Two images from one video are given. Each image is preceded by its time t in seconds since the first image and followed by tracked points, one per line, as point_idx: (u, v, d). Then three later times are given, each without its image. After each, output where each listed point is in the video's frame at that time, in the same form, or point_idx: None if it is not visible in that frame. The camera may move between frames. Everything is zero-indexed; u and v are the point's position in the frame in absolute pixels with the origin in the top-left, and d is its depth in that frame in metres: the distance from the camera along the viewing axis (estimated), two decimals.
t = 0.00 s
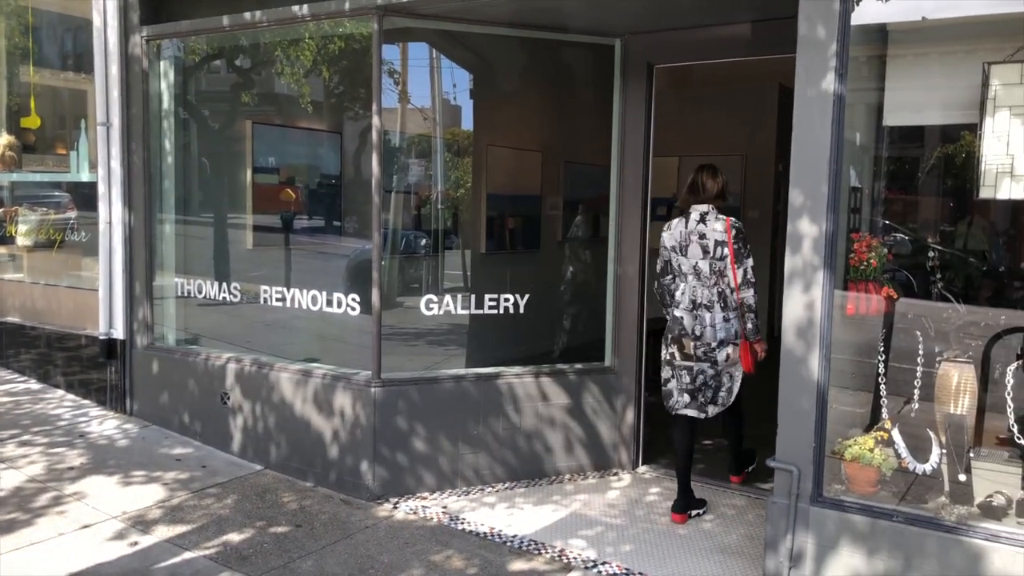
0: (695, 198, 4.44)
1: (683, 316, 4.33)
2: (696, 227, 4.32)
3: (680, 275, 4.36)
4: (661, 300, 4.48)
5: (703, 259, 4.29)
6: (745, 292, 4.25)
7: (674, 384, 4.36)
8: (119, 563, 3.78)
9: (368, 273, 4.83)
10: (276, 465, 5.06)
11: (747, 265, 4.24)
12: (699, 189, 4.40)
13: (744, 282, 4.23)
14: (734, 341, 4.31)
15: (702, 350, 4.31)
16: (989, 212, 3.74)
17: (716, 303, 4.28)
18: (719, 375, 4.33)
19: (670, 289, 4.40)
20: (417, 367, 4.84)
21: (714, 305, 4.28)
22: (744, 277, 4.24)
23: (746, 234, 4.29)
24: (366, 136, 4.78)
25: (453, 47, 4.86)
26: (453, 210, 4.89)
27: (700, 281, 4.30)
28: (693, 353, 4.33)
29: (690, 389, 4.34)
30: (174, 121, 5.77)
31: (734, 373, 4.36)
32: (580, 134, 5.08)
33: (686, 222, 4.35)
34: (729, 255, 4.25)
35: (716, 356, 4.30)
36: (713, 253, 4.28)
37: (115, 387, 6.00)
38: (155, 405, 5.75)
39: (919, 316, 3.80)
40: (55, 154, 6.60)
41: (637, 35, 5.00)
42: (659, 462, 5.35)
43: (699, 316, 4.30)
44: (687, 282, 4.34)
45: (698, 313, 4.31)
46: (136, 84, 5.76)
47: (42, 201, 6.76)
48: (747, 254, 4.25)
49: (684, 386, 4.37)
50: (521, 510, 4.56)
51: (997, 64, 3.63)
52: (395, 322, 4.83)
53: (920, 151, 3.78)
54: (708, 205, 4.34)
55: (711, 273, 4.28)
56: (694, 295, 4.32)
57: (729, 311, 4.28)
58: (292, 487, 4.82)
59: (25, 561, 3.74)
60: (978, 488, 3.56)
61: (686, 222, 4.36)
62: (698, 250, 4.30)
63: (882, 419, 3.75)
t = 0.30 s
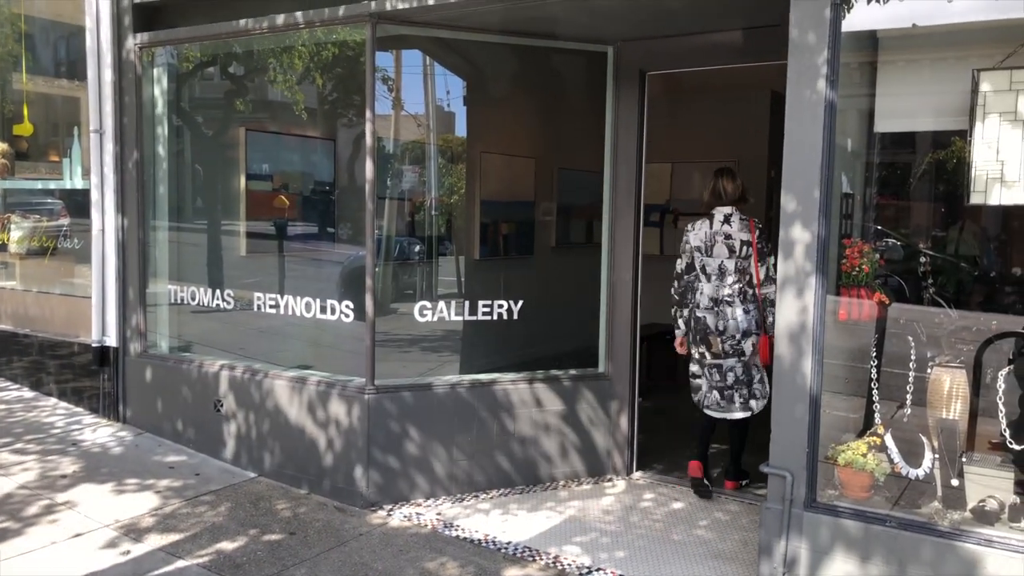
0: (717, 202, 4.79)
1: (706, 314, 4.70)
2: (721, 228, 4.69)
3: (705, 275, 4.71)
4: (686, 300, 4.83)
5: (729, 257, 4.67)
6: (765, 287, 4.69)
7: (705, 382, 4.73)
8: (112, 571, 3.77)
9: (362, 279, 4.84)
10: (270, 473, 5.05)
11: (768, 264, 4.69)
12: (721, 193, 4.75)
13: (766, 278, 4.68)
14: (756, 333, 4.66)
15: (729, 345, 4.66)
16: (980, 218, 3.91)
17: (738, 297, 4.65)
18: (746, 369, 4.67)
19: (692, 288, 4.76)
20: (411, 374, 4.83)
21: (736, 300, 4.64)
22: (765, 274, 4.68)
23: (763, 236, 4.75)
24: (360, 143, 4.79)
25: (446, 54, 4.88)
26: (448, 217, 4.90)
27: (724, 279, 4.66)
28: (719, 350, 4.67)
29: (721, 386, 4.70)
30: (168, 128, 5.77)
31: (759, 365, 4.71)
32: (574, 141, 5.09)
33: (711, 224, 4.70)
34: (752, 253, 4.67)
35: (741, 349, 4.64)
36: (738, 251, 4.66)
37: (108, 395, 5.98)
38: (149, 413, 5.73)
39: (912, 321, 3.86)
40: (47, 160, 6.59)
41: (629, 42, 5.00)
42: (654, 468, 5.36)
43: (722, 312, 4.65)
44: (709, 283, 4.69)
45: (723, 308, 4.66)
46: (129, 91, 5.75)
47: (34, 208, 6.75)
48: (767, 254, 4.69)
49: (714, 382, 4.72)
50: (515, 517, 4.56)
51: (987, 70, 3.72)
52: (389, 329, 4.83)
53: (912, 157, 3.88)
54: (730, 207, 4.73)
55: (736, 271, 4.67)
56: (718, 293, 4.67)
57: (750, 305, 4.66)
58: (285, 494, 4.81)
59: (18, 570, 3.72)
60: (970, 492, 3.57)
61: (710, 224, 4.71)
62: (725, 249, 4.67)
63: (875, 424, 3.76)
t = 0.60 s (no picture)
0: (725, 205, 4.91)
1: (711, 310, 4.85)
2: (730, 230, 4.83)
3: (713, 274, 4.84)
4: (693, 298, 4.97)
5: (738, 258, 4.82)
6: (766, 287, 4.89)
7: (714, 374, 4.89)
8: None
9: (357, 285, 4.83)
10: (265, 478, 5.03)
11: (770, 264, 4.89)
12: (729, 196, 4.86)
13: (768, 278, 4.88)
14: (758, 330, 4.83)
15: (732, 340, 4.81)
16: (974, 223, 3.72)
17: (741, 296, 4.82)
18: (750, 363, 4.80)
19: (700, 286, 4.87)
20: (405, 380, 4.83)
21: (739, 298, 4.81)
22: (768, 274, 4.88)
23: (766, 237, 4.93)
24: (355, 148, 4.79)
25: (441, 59, 4.88)
26: (443, 222, 4.89)
27: (732, 277, 4.81)
28: (723, 344, 4.83)
29: (727, 378, 4.85)
30: (162, 133, 5.77)
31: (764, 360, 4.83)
32: (569, 146, 5.09)
33: (720, 226, 4.84)
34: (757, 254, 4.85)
35: (745, 343, 4.79)
36: (746, 252, 4.81)
37: (102, 401, 5.96)
38: (143, 418, 5.71)
39: (905, 326, 3.83)
40: (41, 166, 6.58)
41: (623, 49, 5.02)
42: (649, 472, 5.36)
43: (726, 308, 4.82)
44: (716, 280, 4.83)
45: (727, 305, 4.83)
46: (123, 97, 5.74)
47: (28, 213, 6.74)
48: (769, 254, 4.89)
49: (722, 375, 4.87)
50: (510, 522, 4.55)
51: (978, 75, 3.63)
52: (384, 334, 4.83)
53: (906, 161, 3.77)
54: (737, 210, 4.86)
55: (744, 271, 4.82)
56: (723, 291, 4.83)
57: (753, 303, 4.83)
58: (280, 500, 4.80)
59: None
60: (964, 496, 3.59)
61: (719, 226, 4.85)
62: (734, 250, 4.82)
63: (869, 428, 3.78)
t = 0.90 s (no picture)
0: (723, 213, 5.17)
1: (717, 313, 5.07)
2: (729, 239, 5.08)
3: (716, 280, 5.09)
4: (695, 302, 5.19)
5: (738, 265, 5.06)
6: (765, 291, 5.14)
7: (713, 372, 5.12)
8: None
9: (355, 290, 4.83)
10: (263, 484, 5.03)
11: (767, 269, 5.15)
12: (726, 205, 5.13)
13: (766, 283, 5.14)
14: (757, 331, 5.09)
15: (735, 341, 5.06)
16: (971, 227, 3.81)
17: (744, 301, 5.07)
18: (749, 361, 5.08)
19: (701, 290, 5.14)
20: (404, 385, 4.83)
21: (741, 302, 5.06)
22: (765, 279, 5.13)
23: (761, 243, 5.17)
24: (354, 153, 4.79)
25: (439, 65, 4.89)
26: (442, 227, 4.90)
27: (734, 283, 5.06)
28: (730, 344, 5.07)
29: (727, 376, 5.10)
30: (161, 139, 5.77)
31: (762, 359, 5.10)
32: (567, 151, 5.10)
33: (719, 234, 5.08)
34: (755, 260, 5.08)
35: (746, 344, 5.06)
36: (746, 259, 5.06)
37: (101, 407, 5.95)
38: (141, 424, 5.71)
39: (903, 330, 3.87)
40: (40, 172, 6.58)
41: (620, 54, 5.02)
42: (648, 477, 5.35)
43: (733, 311, 5.05)
44: (720, 286, 5.08)
45: (730, 308, 5.07)
46: (122, 103, 5.75)
47: (26, 219, 6.73)
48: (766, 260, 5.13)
49: (722, 374, 5.11)
50: (510, 527, 4.55)
51: (976, 80, 3.65)
52: (383, 340, 4.83)
53: (903, 166, 3.81)
54: (735, 219, 5.11)
55: (744, 277, 5.06)
56: (726, 296, 5.07)
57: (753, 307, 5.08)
58: (279, 506, 4.79)
59: None
60: (963, 500, 3.58)
61: (719, 234, 5.10)
62: (733, 257, 5.06)
63: (868, 433, 3.78)
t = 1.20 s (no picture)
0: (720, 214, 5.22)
1: (721, 310, 5.08)
2: (728, 239, 5.11)
3: (717, 279, 5.11)
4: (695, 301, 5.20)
5: (737, 264, 5.10)
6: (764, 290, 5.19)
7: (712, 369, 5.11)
8: None
9: (356, 295, 4.84)
10: (264, 488, 5.02)
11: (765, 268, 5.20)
12: (725, 206, 5.18)
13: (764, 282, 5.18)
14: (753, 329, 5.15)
15: (735, 338, 5.09)
16: (971, 230, 3.77)
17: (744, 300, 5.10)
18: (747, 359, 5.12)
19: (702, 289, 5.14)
20: (404, 389, 4.82)
21: (740, 301, 5.09)
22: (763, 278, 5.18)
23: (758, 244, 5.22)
24: (354, 158, 4.80)
25: (439, 70, 4.90)
26: (443, 232, 4.90)
27: (734, 282, 5.10)
28: (730, 341, 5.09)
29: (726, 373, 5.11)
30: (162, 144, 5.78)
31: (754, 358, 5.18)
32: (567, 155, 5.10)
33: (719, 235, 5.11)
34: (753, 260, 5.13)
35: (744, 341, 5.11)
36: (743, 258, 5.10)
37: (102, 412, 5.95)
38: (141, 429, 5.71)
39: (903, 333, 3.81)
40: (41, 177, 6.59)
41: (620, 58, 5.03)
42: (648, 481, 5.35)
43: (736, 309, 5.08)
44: (722, 284, 5.10)
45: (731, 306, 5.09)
46: (122, 108, 5.75)
47: (27, 224, 6.74)
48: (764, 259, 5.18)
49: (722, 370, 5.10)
50: (510, 532, 4.54)
51: (974, 84, 3.64)
52: (383, 344, 4.83)
53: (903, 169, 3.79)
54: (732, 221, 5.16)
55: (742, 277, 5.11)
56: (728, 294, 5.09)
57: (751, 306, 5.12)
58: (279, 511, 4.79)
59: None
60: (964, 503, 3.58)
61: (717, 235, 5.13)
62: (732, 257, 5.10)
63: (869, 437, 3.78)
